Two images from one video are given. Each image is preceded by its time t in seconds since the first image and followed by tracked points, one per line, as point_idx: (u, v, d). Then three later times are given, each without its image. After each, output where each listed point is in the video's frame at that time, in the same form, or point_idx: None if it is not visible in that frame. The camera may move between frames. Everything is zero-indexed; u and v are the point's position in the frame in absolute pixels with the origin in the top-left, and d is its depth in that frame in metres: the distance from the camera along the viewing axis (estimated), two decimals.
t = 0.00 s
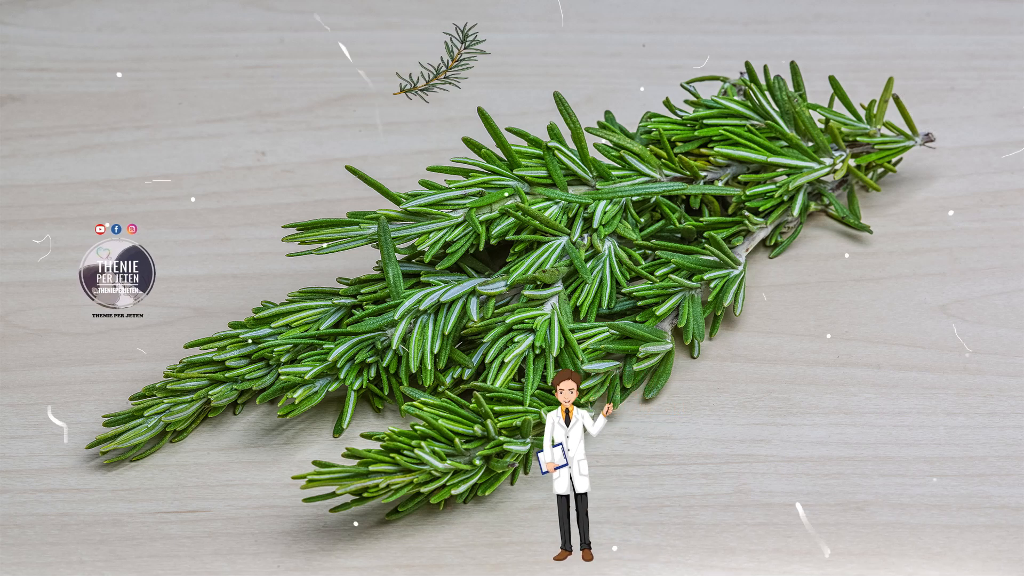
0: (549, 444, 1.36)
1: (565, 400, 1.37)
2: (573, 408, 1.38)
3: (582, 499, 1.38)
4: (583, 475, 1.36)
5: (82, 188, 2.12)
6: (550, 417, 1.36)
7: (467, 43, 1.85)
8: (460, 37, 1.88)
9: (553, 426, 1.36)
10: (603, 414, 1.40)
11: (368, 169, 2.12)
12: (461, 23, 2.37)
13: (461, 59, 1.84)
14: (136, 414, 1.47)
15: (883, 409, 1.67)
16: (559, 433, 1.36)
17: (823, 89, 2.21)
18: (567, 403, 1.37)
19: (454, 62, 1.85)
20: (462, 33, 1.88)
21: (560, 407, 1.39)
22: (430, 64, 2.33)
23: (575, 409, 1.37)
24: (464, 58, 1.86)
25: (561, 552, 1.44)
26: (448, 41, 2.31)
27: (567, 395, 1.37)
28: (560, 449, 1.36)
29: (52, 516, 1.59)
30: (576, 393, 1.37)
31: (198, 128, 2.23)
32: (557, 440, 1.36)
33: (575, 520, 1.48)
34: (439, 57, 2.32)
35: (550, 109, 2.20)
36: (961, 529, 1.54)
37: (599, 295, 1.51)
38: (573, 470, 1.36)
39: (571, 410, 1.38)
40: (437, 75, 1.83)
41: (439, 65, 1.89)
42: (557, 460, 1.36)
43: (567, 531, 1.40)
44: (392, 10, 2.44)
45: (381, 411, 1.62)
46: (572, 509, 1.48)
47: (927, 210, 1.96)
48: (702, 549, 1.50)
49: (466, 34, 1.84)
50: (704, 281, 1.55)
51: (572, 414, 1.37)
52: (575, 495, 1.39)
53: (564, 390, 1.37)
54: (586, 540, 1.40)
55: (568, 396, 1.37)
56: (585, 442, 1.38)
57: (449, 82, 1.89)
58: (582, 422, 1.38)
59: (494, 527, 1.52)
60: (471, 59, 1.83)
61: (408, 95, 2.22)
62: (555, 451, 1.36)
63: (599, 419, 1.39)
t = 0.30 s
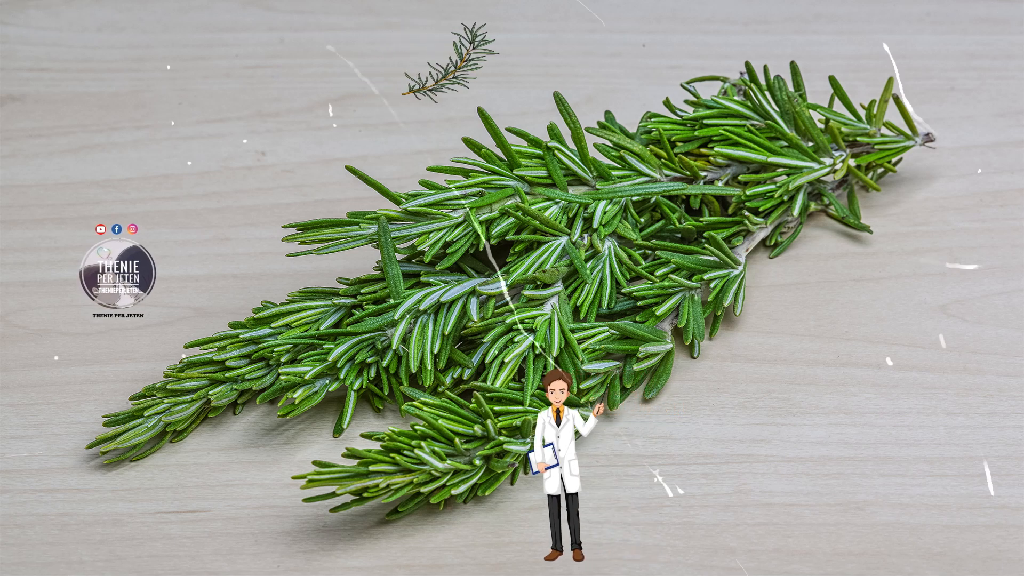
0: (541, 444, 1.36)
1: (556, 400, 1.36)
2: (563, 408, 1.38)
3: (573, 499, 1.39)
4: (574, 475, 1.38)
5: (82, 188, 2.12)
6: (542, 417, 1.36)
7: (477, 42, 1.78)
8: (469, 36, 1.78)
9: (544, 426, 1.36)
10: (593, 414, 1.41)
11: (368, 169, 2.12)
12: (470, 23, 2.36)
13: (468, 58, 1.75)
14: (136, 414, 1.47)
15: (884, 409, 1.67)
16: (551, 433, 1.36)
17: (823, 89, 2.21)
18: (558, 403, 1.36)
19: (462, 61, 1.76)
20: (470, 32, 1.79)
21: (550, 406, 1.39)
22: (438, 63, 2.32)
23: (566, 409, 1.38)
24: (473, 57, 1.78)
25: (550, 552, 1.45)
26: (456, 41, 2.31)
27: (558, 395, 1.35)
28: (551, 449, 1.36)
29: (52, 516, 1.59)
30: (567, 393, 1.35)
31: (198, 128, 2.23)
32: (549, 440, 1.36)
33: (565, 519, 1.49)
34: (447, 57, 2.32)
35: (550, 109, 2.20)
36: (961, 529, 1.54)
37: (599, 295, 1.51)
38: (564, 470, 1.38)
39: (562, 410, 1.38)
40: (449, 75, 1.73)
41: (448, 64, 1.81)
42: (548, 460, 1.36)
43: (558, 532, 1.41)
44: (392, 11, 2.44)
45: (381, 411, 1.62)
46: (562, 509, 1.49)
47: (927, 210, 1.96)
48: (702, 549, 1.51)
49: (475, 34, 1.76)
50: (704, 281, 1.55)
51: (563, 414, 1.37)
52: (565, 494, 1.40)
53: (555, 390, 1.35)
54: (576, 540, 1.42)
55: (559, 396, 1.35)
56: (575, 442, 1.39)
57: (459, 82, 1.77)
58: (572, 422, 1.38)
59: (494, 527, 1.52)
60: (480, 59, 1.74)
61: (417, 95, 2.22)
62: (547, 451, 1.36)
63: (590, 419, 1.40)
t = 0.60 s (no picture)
0: (532, 444, 1.35)
1: (547, 400, 1.35)
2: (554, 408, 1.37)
3: (563, 498, 1.39)
4: (565, 475, 1.37)
5: (82, 188, 2.12)
6: (532, 417, 1.35)
7: (485, 43, 1.91)
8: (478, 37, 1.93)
9: (535, 426, 1.35)
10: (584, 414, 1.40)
11: (368, 169, 2.12)
12: (480, 23, 2.38)
13: (478, 59, 1.88)
14: (136, 414, 1.47)
15: (883, 409, 1.67)
16: (541, 433, 1.35)
17: (823, 89, 2.21)
18: (549, 403, 1.36)
19: (472, 61, 1.89)
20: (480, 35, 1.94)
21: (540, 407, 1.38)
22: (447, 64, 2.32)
23: (557, 409, 1.37)
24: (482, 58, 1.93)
25: (541, 553, 1.46)
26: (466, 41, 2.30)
27: (549, 395, 1.35)
28: (542, 449, 1.35)
29: (52, 516, 1.59)
30: (557, 393, 1.35)
31: (198, 128, 2.23)
32: (539, 440, 1.35)
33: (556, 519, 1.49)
34: (457, 57, 2.32)
35: (550, 109, 2.20)
36: (961, 529, 1.54)
37: (599, 295, 1.51)
38: (554, 470, 1.37)
39: (552, 410, 1.37)
40: (455, 75, 1.88)
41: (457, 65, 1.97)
42: (539, 460, 1.35)
43: (549, 532, 1.42)
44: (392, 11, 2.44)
45: (381, 411, 1.62)
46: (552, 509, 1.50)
47: (927, 210, 1.96)
48: (702, 549, 1.51)
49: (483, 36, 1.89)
50: (704, 281, 1.55)
51: (553, 414, 1.37)
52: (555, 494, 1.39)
53: (546, 390, 1.35)
54: (568, 541, 1.42)
55: (550, 396, 1.35)
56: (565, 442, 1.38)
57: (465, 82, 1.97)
58: (563, 422, 1.37)
59: (494, 527, 1.52)
60: (490, 59, 1.86)
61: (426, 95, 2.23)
62: (538, 451, 1.35)
63: (580, 419, 1.40)
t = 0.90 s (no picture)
0: (522, 444, 1.34)
1: (538, 400, 1.34)
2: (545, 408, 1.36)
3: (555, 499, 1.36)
4: (555, 475, 1.35)
5: (82, 188, 2.12)
6: (523, 417, 1.35)
7: (493, 42, 1.79)
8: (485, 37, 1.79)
9: (525, 426, 1.34)
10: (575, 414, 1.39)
11: (368, 169, 2.12)
12: (489, 22, 2.37)
13: (486, 59, 1.78)
14: (136, 414, 1.46)
15: (884, 409, 1.67)
16: (532, 433, 1.34)
17: (823, 89, 2.21)
18: (539, 403, 1.34)
19: (480, 62, 1.79)
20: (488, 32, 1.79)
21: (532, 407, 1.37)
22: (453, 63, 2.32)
23: (547, 409, 1.36)
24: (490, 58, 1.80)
25: (532, 553, 1.43)
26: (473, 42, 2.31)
27: (539, 395, 1.34)
28: (533, 449, 1.34)
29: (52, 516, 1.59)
30: (548, 393, 1.34)
31: (198, 128, 2.23)
32: (530, 440, 1.34)
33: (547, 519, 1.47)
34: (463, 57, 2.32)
35: (550, 109, 2.20)
36: (961, 529, 1.54)
37: (599, 295, 1.51)
38: (546, 470, 1.35)
39: (543, 410, 1.36)
40: (466, 76, 1.75)
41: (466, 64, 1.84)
42: (530, 460, 1.34)
43: (539, 531, 1.39)
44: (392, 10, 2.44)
45: (381, 411, 1.62)
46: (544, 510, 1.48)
47: (927, 210, 1.96)
48: (702, 549, 1.51)
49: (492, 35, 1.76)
50: (704, 281, 1.55)
51: (544, 414, 1.36)
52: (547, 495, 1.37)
53: (537, 390, 1.33)
54: (558, 540, 1.40)
55: (540, 396, 1.33)
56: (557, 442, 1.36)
57: (476, 82, 1.80)
58: (554, 423, 1.36)
59: (494, 527, 1.52)
60: (497, 58, 1.74)
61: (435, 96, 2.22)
62: (528, 451, 1.34)
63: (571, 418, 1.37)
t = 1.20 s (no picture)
0: (513, 444, 1.34)
1: (528, 400, 1.35)
2: (536, 408, 1.37)
3: (545, 499, 1.38)
4: (546, 475, 1.36)
5: (82, 188, 2.12)
6: (514, 417, 1.35)
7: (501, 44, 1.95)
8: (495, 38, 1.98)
9: (516, 426, 1.35)
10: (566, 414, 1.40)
11: (368, 169, 2.12)
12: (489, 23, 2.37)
13: (495, 59, 1.94)
14: (136, 414, 1.46)
15: (884, 409, 1.67)
16: (523, 433, 1.35)
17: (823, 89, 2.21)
18: (530, 404, 1.35)
19: (488, 61, 1.95)
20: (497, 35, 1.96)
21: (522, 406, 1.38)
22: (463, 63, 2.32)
23: (538, 409, 1.37)
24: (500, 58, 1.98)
25: (523, 553, 1.45)
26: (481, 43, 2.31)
27: (530, 395, 1.35)
28: (524, 449, 1.35)
29: (52, 516, 1.59)
30: (539, 394, 1.35)
31: (198, 128, 2.23)
32: (521, 441, 1.35)
33: (537, 519, 1.49)
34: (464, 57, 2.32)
35: (550, 109, 2.20)
36: (961, 529, 1.54)
37: (599, 295, 1.51)
38: (536, 471, 1.36)
39: (534, 410, 1.37)
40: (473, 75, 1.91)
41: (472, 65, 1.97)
42: (520, 460, 1.35)
43: (530, 532, 1.41)
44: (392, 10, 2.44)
45: (381, 411, 1.62)
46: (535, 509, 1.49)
47: (927, 210, 1.96)
48: (702, 549, 1.51)
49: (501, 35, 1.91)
50: (704, 281, 1.55)
51: (535, 414, 1.37)
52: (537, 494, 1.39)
53: (527, 390, 1.35)
54: (549, 540, 1.42)
55: (531, 396, 1.35)
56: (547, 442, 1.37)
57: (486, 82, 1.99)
58: (545, 423, 1.37)
59: (494, 527, 1.51)
60: (505, 61, 1.89)
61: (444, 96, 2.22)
62: (519, 451, 1.34)
63: (562, 419, 1.39)
